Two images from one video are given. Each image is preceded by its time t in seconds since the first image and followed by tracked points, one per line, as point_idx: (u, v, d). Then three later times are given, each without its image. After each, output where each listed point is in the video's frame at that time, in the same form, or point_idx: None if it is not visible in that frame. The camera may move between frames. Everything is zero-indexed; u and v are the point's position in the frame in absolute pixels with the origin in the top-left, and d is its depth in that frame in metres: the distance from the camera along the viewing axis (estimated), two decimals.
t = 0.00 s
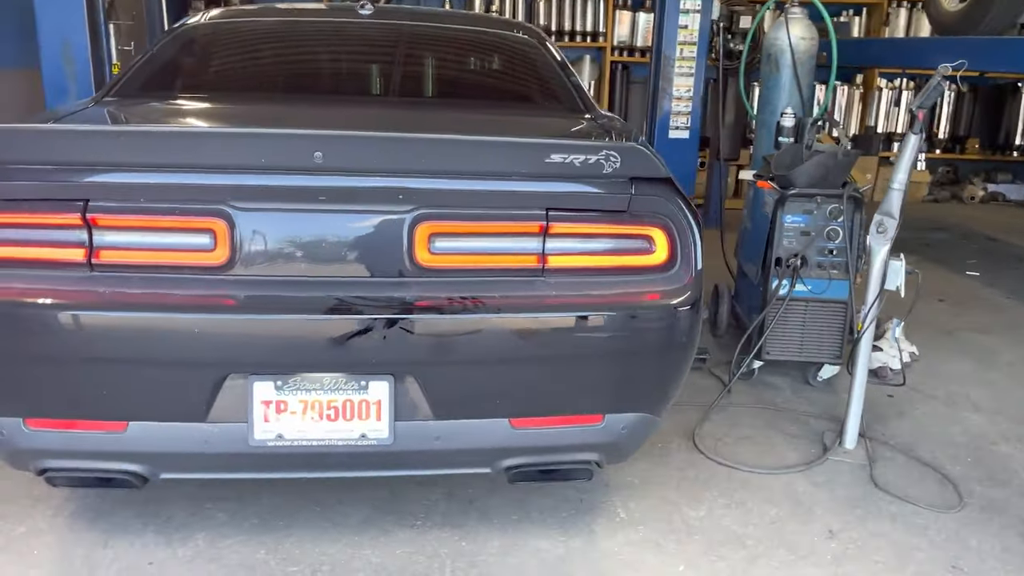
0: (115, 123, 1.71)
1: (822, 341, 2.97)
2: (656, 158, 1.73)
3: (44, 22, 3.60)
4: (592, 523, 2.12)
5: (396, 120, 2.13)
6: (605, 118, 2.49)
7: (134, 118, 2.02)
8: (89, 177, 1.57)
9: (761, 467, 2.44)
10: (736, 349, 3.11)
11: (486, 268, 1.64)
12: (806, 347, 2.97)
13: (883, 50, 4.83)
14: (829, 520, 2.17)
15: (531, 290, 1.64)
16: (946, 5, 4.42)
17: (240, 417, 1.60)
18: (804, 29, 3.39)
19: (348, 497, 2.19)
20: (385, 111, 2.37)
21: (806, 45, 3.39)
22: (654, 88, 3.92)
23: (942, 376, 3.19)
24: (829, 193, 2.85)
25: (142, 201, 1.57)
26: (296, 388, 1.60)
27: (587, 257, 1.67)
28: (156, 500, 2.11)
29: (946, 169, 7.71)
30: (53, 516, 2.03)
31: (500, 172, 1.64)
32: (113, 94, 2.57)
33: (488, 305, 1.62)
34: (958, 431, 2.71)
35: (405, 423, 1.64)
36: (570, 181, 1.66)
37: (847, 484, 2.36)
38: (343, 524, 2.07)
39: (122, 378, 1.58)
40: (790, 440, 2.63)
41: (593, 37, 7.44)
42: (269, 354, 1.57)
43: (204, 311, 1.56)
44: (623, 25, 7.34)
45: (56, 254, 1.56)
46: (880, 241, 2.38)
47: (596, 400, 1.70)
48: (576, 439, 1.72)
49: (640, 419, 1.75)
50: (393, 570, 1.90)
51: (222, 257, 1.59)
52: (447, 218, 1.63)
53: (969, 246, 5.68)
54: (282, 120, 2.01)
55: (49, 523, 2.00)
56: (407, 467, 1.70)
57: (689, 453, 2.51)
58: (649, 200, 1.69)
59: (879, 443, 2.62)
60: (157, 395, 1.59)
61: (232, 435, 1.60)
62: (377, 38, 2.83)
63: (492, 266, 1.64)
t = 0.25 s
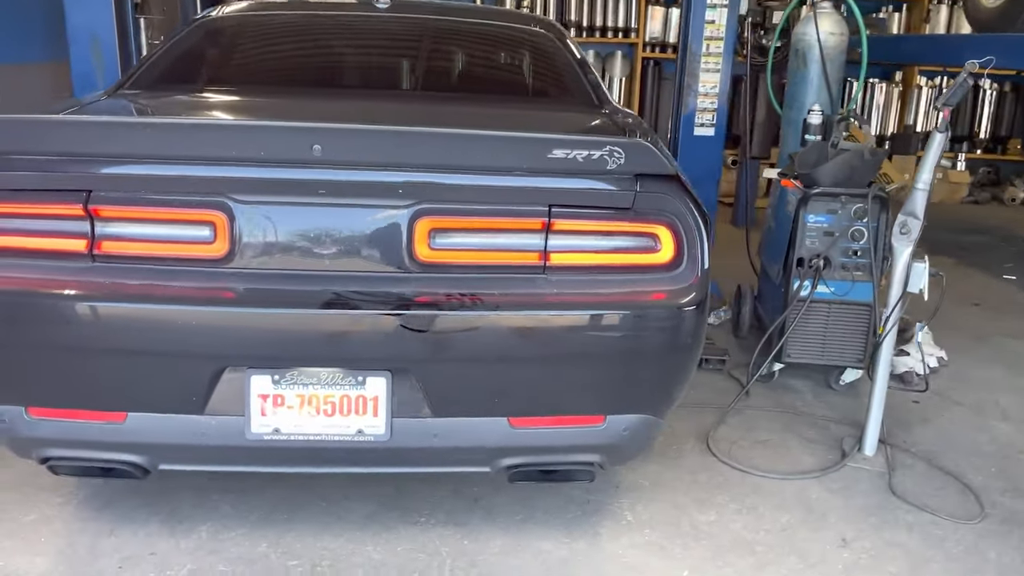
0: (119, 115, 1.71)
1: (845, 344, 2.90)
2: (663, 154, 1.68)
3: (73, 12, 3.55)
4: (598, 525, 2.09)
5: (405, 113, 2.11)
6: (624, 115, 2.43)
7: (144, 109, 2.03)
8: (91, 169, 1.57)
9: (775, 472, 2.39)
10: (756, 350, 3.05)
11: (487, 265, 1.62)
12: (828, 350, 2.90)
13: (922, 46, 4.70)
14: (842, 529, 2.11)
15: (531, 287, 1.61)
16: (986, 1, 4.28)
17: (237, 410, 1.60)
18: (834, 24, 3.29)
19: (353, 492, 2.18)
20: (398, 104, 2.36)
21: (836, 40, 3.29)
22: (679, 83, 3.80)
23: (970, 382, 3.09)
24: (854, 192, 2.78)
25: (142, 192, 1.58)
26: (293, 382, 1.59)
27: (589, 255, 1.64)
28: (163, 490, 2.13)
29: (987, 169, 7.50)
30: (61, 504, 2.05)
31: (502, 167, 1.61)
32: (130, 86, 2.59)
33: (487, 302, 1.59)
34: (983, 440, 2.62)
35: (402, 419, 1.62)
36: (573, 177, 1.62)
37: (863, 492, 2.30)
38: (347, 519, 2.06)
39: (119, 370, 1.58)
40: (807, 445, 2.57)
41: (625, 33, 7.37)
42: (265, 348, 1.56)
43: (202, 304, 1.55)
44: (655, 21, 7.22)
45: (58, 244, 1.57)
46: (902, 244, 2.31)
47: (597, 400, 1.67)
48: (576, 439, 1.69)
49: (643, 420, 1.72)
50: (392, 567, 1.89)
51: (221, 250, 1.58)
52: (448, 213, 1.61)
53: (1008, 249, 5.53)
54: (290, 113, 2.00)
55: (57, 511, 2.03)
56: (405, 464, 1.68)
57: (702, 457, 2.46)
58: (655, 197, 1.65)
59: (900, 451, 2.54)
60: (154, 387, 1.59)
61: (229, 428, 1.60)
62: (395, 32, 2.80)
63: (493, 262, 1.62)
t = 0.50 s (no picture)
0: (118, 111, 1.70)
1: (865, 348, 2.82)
2: (668, 152, 1.63)
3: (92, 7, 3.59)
4: (603, 532, 2.04)
5: (410, 110, 2.08)
6: (635, 113, 2.38)
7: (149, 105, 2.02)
8: (86, 165, 1.56)
9: (789, 479, 2.32)
10: (774, 353, 2.98)
11: (485, 264, 1.58)
12: (847, 354, 2.83)
13: (954, 41, 4.57)
14: (856, 539, 2.05)
15: (530, 288, 1.57)
16: None
17: (230, 410, 1.58)
18: (859, 19, 3.19)
19: (356, 493, 2.16)
20: (405, 100, 2.33)
21: (860, 35, 3.19)
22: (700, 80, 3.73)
23: (997, 388, 2.99)
24: (876, 192, 2.70)
25: (138, 189, 1.56)
26: (287, 383, 1.57)
27: (590, 255, 1.60)
28: (166, 488, 2.12)
29: None
30: (65, 500, 2.05)
31: (500, 165, 1.57)
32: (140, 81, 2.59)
33: (483, 303, 1.56)
34: (1009, 448, 2.53)
35: (397, 422, 1.59)
36: (573, 176, 1.58)
37: (880, 501, 2.23)
38: (348, 521, 2.04)
39: (112, 369, 1.56)
40: (823, 451, 2.50)
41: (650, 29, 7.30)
42: (258, 348, 1.54)
43: (196, 302, 1.53)
44: (682, 16, 7.19)
45: (53, 241, 1.56)
46: (923, 246, 2.23)
47: (598, 404, 1.63)
48: (576, 444, 1.65)
49: (645, 426, 1.67)
50: (391, 570, 1.86)
51: (216, 247, 1.56)
52: (445, 211, 1.57)
53: None
54: (294, 110, 1.98)
55: (60, 507, 2.03)
56: (400, 467, 1.65)
57: (713, 462, 2.41)
58: (659, 196, 1.60)
59: (920, 458, 2.46)
60: (147, 387, 1.57)
61: (223, 429, 1.58)
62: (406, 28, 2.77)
63: (491, 262, 1.58)
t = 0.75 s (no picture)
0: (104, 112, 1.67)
1: (880, 352, 2.74)
2: (665, 153, 1.57)
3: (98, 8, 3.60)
4: (602, 543, 1.98)
5: (407, 109, 2.03)
6: (639, 112, 2.31)
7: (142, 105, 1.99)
8: (67, 166, 1.53)
9: (798, 489, 2.24)
10: (787, 357, 2.90)
11: (474, 269, 1.53)
12: (862, 358, 2.74)
13: (979, 37, 4.45)
14: (865, 553, 1.97)
15: (520, 294, 1.52)
16: None
17: (213, 418, 1.54)
18: (877, 14, 3.09)
19: (352, 500, 2.12)
20: (404, 99, 2.28)
21: (879, 31, 3.09)
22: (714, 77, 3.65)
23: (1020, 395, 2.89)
24: (891, 192, 2.61)
25: (119, 192, 1.52)
26: (270, 391, 1.53)
27: (583, 260, 1.54)
28: (160, 493, 2.09)
29: None
30: (57, 505, 2.03)
31: (490, 166, 1.52)
32: (138, 78, 2.55)
33: (471, 309, 1.50)
34: None
35: (384, 432, 1.54)
36: (565, 177, 1.53)
37: (892, 513, 2.15)
38: (342, 529, 2.00)
39: (93, 376, 1.53)
40: (834, 459, 2.42)
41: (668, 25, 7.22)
42: (240, 355, 1.50)
43: (177, 308, 1.49)
44: (700, 12, 7.08)
45: (33, 244, 1.53)
46: (939, 249, 2.15)
47: (591, 414, 1.57)
48: (569, 455, 1.60)
49: (642, 436, 1.61)
50: None
51: (198, 252, 1.52)
52: (433, 214, 1.52)
53: None
54: (287, 110, 1.94)
55: (52, 512, 2.01)
56: (388, 477, 1.60)
57: (720, 470, 2.34)
58: (655, 199, 1.54)
59: (936, 468, 2.38)
60: (128, 394, 1.54)
61: (206, 437, 1.54)
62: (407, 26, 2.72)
63: (480, 266, 1.53)
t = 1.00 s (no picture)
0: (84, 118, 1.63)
1: (893, 360, 2.65)
2: (657, 157, 1.51)
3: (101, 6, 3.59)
4: (599, 558, 1.92)
5: (399, 112, 1.98)
6: (640, 114, 2.25)
7: (129, 110, 1.95)
8: (43, 174, 1.49)
9: (804, 503, 2.17)
10: (796, 364, 2.83)
11: (460, 279, 1.47)
12: (873, 366, 2.66)
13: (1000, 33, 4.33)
14: (873, 571, 1.90)
15: (506, 304, 1.46)
16: None
17: (191, 432, 1.49)
18: (891, 10, 3.00)
19: (344, 512, 2.07)
20: (398, 102, 2.23)
21: (892, 28, 3.00)
22: (723, 76, 3.57)
23: None
24: (903, 195, 2.53)
25: (95, 200, 1.48)
26: (250, 405, 1.48)
27: (573, 269, 1.48)
28: (150, 505, 2.06)
29: None
30: (46, 516, 2.00)
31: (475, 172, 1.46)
32: (131, 79, 2.51)
33: (455, 320, 1.45)
34: None
35: (367, 447, 1.49)
36: (553, 184, 1.48)
37: (902, 528, 2.07)
38: (332, 543, 1.95)
39: (70, 388, 1.49)
40: (843, 470, 2.34)
41: (682, 23, 7.13)
42: (217, 367, 1.45)
43: (154, 319, 1.45)
44: (714, 10, 7.06)
45: (9, 254, 1.49)
46: (952, 254, 2.07)
47: (581, 429, 1.51)
48: (559, 471, 1.54)
49: (634, 452, 1.55)
50: None
51: (176, 261, 1.47)
52: (418, 221, 1.47)
53: None
54: (276, 113, 1.90)
55: (40, 523, 1.98)
56: (372, 493, 1.55)
57: (724, 481, 2.27)
58: (647, 206, 1.48)
59: (949, 480, 2.29)
60: (106, 407, 1.50)
61: (184, 451, 1.50)
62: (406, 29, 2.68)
63: (465, 275, 1.47)
